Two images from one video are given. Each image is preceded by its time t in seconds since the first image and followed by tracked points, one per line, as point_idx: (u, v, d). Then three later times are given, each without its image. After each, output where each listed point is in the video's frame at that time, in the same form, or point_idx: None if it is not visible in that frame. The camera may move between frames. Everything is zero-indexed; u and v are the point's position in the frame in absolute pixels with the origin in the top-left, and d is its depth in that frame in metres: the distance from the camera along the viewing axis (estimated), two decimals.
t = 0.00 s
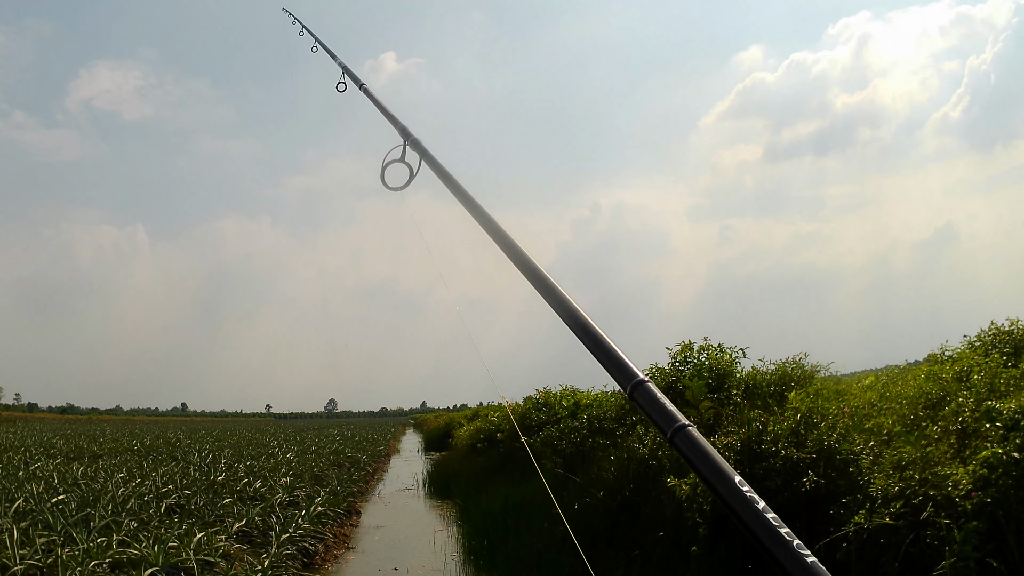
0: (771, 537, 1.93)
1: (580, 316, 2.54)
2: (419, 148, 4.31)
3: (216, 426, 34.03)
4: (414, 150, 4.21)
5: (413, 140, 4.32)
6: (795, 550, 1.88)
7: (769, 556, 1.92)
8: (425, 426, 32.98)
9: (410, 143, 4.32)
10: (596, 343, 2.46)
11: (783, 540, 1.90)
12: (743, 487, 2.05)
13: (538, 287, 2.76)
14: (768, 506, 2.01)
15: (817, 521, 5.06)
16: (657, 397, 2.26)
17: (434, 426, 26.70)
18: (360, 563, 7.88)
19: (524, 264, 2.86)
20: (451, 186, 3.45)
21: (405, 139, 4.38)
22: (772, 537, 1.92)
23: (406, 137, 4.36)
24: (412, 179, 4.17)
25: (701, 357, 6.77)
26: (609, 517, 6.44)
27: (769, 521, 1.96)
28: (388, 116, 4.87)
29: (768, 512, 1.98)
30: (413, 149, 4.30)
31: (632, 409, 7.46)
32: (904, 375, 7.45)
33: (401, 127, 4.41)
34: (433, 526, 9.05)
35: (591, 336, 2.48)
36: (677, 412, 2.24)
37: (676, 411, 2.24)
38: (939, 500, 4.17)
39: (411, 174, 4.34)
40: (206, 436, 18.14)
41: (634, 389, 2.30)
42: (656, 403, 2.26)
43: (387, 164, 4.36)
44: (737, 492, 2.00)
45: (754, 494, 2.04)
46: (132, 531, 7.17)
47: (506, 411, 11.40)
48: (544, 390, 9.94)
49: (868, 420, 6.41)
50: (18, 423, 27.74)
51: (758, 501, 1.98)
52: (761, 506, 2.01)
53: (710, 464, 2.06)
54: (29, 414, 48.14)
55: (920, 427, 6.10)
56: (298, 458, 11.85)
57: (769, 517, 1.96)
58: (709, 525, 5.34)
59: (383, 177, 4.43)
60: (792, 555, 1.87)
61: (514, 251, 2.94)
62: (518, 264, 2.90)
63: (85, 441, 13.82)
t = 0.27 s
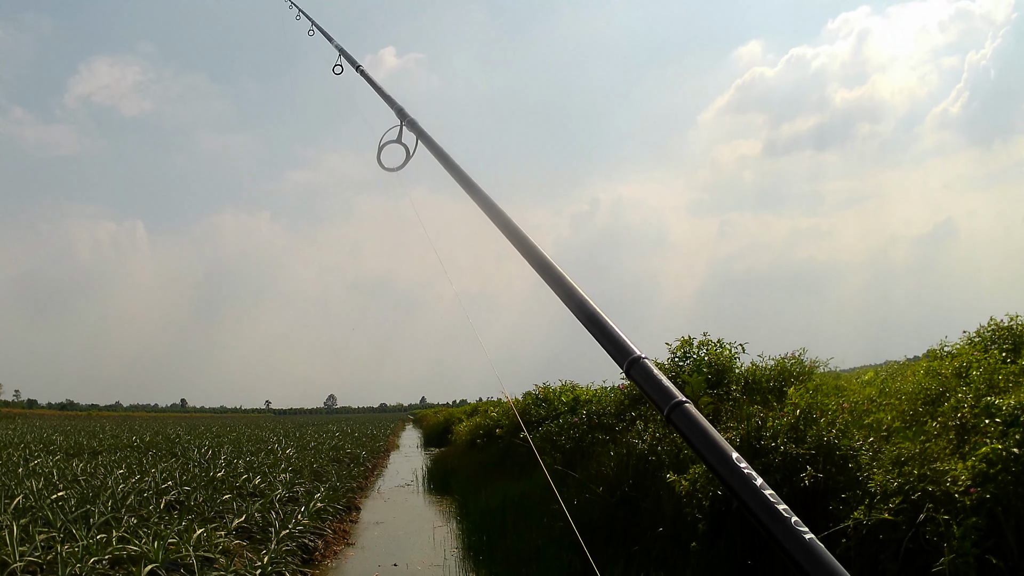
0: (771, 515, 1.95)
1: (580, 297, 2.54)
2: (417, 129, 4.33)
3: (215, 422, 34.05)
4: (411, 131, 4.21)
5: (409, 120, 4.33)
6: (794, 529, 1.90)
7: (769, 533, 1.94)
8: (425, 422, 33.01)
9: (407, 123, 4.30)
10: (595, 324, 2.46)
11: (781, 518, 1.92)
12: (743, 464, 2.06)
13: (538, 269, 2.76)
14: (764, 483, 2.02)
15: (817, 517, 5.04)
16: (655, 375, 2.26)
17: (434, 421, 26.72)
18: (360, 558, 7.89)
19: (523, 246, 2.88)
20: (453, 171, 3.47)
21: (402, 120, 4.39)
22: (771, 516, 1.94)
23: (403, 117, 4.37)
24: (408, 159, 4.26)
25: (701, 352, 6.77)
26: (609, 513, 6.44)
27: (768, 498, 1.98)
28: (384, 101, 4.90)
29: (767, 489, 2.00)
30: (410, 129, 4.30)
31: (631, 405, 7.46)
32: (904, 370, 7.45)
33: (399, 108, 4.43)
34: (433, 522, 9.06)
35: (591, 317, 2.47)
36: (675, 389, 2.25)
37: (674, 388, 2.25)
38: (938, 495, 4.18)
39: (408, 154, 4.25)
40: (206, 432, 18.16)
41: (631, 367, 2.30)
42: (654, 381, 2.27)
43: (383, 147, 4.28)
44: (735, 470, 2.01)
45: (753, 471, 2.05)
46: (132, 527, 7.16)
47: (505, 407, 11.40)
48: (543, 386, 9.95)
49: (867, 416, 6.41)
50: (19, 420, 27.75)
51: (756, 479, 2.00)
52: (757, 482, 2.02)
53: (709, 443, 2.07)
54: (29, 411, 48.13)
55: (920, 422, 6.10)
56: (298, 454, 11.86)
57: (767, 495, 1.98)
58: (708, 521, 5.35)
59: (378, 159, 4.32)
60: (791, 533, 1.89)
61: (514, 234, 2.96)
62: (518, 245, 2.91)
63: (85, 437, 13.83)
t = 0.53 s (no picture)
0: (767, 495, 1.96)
1: (579, 282, 2.54)
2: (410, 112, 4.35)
3: (216, 419, 34.10)
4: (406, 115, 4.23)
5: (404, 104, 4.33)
6: (789, 508, 1.91)
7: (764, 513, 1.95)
8: (424, 419, 33.04)
9: (402, 106, 4.31)
10: (590, 304, 2.47)
11: (776, 498, 1.93)
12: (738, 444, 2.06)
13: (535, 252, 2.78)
14: (760, 463, 2.04)
15: (818, 513, 5.02)
16: (651, 356, 2.26)
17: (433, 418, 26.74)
18: (360, 555, 7.89)
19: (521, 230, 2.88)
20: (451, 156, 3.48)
21: (396, 104, 4.42)
22: (766, 496, 1.95)
23: (397, 100, 4.40)
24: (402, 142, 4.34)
25: (701, 349, 6.76)
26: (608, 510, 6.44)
27: (763, 478, 1.99)
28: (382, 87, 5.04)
29: (762, 470, 2.01)
30: (403, 113, 4.34)
31: (631, 402, 7.45)
32: (904, 367, 7.44)
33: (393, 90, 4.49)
34: (433, 519, 9.06)
35: (586, 297, 2.48)
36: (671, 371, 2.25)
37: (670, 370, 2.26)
38: (938, 492, 4.17)
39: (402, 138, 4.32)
40: (206, 429, 18.16)
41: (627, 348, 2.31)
42: (649, 362, 2.27)
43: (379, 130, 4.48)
44: (732, 452, 2.03)
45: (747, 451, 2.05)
46: (132, 524, 7.16)
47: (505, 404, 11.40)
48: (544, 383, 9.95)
49: (868, 412, 6.41)
50: (19, 417, 27.73)
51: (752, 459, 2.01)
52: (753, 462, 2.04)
53: (705, 423, 2.07)
54: (29, 408, 48.13)
55: (920, 419, 6.10)
56: (298, 451, 11.86)
57: (763, 475, 1.99)
58: (708, 517, 5.33)
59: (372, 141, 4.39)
60: (787, 513, 1.91)
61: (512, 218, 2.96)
62: (515, 229, 2.92)
63: (85, 434, 13.83)
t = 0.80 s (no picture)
0: (764, 482, 2.01)
1: (577, 272, 2.56)
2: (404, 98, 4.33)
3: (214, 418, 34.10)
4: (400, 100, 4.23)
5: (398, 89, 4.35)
6: (785, 495, 1.97)
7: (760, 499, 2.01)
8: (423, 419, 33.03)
9: (394, 91, 4.34)
10: (587, 293, 2.50)
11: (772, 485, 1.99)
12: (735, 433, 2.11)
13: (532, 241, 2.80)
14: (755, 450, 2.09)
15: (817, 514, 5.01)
16: (647, 344, 2.30)
17: (433, 417, 26.76)
18: (359, 554, 7.89)
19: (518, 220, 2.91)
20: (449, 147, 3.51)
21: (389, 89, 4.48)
22: (763, 483, 2.01)
23: (391, 86, 4.41)
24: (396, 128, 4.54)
25: (700, 348, 6.76)
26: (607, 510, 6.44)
27: (760, 465, 2.05)
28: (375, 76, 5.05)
29: (758, 457, 2.06)
30: (396, 98, 4.39)
31: (630, 401, 7.44)
32: (904, 367, 7.44)
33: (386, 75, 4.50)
34: (432, 518, 9.07)
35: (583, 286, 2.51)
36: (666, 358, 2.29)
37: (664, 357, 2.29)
38: (937, 492, 4.17)
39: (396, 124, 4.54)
40: (205, 429, 18.14)
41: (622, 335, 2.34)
42: (645, 349, 2.30)
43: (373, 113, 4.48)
44: (727, 438, 2.08)
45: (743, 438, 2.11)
46: (131, 523, 7.16)
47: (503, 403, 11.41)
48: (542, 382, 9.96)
49: (867, 412, 6.40)
50: (19, 417, 27.69)
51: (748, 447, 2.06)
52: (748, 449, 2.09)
53: (701, 411, 2.12)
54: (29, 407, 48.09)
55: (919, 419, 6.10)
56: (297, 450, 11.86)
57: (758, 462, 2.04)
58: (707, 517, 5.33)
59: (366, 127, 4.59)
60: (783, 500, 1.96)
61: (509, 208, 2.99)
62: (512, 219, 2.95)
63: (84, 433, 13.82)
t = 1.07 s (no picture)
0: (760, 468, 2.03)
1: (575, 260, 2.57)
2: (402, 87, 4.33)
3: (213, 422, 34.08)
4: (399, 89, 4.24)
5: (395, 74, 4.37)
6: (781, 481, 1.98)
7: (756, 486, 2.04)
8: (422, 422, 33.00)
9: (391, 78, 4.37)
10: (586, 281, 2.51)
11: (768, 472, 2.01)
12: (731, 420, 2.13)
13: (531, 230, 2.80)
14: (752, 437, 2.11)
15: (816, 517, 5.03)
16: (644, 331, 2.31)
17: (432, 419, 26.74)
18: (358, 557, 7.89)
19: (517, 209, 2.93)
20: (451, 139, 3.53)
21: (387, 76, 4.51)
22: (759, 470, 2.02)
23: (388, 72, 4.44)
24: (393, 113, 4.60)
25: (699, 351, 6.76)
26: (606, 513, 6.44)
27: (756, 452, 2.06)
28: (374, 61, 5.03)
29: (755, 444, 2.08)
30: (393, 85, 4.41)
31: (629, 404, 7.44)
32: (902, 370, 7.45)
33: (384, 63, 4.52)
34: (431, 521, 9.07)
35: (581, 274, 2.53)
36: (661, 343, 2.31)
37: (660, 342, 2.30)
38: (936, 495, 4.17)
39: (393, 111, 4.59)
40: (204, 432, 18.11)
41: (618, 320, 2.35)
42: (641, 336, 2.31)
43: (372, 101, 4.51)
44: (724, 426, 2.10)
45: (739, 425, 2.13)
46: (130, 526, 7.16)
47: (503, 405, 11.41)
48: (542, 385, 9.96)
49: (866, 415, 6.40)
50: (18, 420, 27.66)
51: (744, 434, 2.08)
52: (746, 436, 2.11)
53: (698, 397, 2.14)
54: (28, 410, 48.02)
55: (918, 422, 6.10)
56: (296, 452, 11.86)
57: (755, 448, 2.07)
58: (706, 520, 5.33)
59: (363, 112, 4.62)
60: (779, 487, 1.98)
61: (510, 198, 3.01)
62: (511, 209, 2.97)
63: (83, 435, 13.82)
